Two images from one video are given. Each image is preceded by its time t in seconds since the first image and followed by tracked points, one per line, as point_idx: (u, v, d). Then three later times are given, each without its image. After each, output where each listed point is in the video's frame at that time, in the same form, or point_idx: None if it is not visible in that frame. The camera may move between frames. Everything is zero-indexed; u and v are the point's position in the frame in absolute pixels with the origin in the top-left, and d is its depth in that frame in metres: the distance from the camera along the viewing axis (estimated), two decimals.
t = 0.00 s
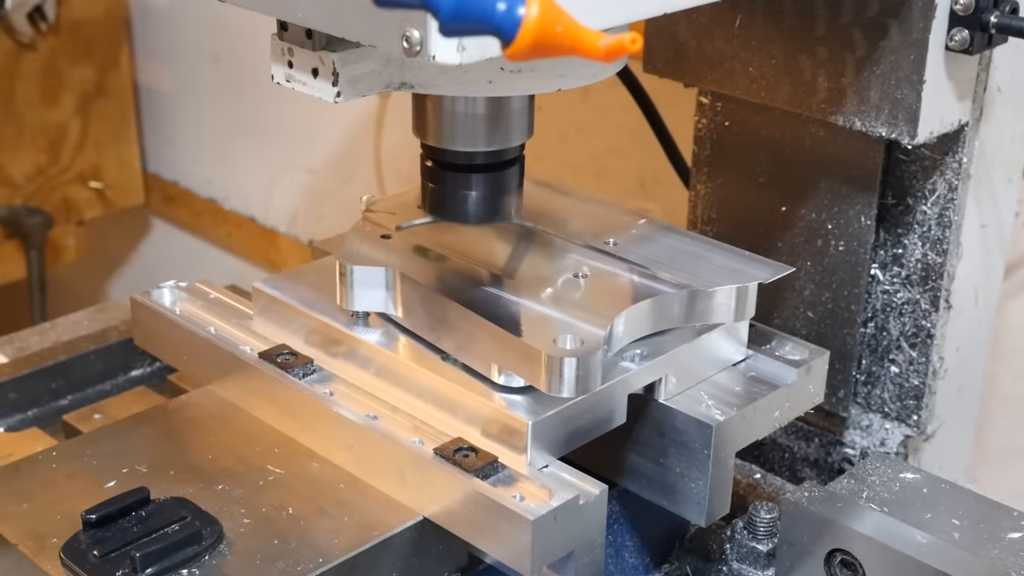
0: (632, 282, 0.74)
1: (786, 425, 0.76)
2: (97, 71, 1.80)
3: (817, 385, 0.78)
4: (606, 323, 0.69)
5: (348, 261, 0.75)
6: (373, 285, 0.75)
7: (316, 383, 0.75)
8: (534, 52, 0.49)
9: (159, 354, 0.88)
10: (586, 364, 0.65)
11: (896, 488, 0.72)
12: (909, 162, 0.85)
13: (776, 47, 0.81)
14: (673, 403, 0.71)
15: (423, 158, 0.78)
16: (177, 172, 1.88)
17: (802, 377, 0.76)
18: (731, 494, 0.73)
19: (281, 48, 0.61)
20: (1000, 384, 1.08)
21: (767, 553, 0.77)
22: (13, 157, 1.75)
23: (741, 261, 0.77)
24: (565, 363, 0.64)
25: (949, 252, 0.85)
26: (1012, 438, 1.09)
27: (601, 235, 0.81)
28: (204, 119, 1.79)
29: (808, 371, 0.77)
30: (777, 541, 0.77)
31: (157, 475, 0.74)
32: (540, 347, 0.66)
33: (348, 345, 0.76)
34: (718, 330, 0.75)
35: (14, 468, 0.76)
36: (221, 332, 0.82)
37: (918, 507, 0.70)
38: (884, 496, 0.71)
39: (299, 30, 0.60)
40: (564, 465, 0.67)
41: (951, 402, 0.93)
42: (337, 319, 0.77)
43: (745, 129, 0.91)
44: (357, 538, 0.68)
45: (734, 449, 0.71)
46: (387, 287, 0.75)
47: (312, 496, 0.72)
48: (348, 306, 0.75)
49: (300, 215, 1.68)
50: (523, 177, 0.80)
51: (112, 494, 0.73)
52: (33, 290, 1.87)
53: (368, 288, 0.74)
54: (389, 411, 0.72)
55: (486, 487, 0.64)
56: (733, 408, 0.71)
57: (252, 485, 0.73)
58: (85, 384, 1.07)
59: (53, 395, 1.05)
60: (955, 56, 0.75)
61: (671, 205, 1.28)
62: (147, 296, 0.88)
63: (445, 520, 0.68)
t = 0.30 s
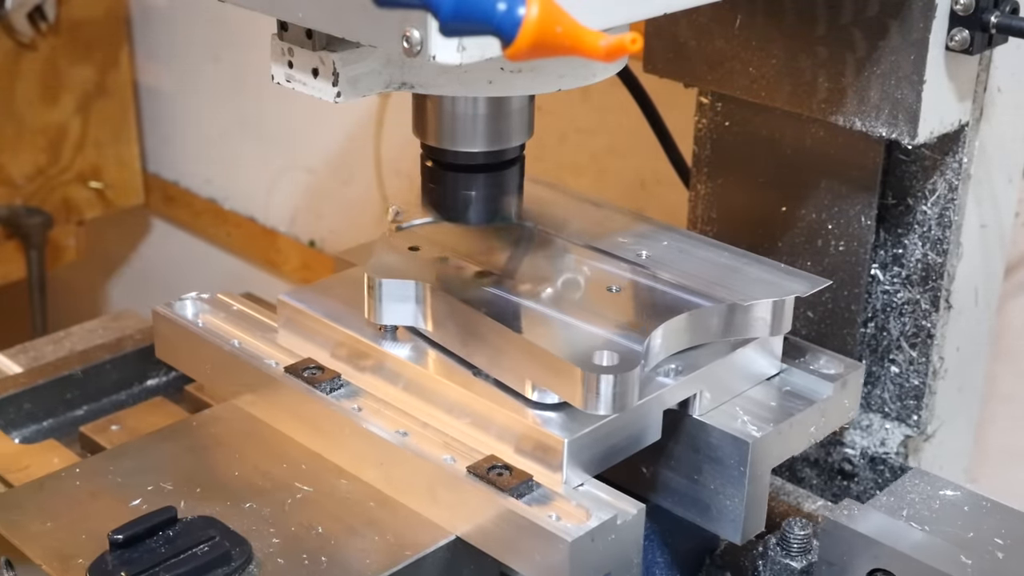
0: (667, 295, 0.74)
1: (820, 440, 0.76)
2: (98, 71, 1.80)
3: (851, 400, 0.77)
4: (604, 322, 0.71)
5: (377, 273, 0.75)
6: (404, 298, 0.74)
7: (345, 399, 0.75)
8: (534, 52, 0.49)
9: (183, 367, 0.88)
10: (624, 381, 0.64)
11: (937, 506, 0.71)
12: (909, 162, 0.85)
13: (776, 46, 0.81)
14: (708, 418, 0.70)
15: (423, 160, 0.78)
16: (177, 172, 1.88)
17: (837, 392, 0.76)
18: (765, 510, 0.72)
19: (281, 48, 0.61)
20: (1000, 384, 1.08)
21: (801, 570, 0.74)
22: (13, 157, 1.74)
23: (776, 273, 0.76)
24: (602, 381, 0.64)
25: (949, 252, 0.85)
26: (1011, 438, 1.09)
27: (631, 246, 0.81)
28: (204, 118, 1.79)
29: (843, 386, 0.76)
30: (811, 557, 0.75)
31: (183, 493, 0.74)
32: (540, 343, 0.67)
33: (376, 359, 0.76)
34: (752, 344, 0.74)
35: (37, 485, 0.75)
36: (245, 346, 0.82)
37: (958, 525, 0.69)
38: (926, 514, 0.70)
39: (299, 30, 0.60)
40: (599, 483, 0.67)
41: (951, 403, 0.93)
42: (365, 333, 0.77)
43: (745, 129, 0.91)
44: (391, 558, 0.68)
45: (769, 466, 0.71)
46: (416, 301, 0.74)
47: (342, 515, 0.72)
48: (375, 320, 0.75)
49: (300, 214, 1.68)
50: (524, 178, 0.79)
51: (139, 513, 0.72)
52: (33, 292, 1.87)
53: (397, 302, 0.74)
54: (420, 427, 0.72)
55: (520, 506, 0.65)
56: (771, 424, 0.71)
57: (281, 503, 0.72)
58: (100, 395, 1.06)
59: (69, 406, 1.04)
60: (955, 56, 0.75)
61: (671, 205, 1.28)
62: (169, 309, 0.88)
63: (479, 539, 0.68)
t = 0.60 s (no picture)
0: (704, 308, 0.73)
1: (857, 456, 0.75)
2: (98, 71, 1.80)
3: (887, 415, 0.76)
4: (604, 322, 0.72)
5: (406, 287, 0.74)
6: (433, 312, 0.74)
7: (373, 414, 0.74)
8: (535, 52, 0.49)
9: (206, 380, 0.87)
10: (662, 399, 0.63)
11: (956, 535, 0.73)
12: (908, 162, 0.85)
13: (776, 46, 0.81)
14: (744, 434, 0.69)
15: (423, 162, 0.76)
16: (177, 172, 1.89)
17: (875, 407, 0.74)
18: (802, 529, 0.71)
19: (281, 48, 0.61)
20: (1001, 385, 1.07)
21: None
22: (13, 156, 1.75)
23: (812, 286, 0.75)
24: (640, 398, 0.63)
25: (949, 252, 0.85)
26: (1011, 437, 1.09)
27: (667, 258, 0.80)
28: (204, 118, 1.79)
29: (880, 401, 0.75)
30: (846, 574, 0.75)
31: (207, 512, 0.72)
32: (542, 341, 0.69)
33: (404, 374, 0.75)
34: (787, 359, 0.73)
35: (61, 502, 0.73)
36: (269, 359, 0.81)
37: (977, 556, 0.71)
38: (967, 532, 0.75)
39: (299, 30, 0.60)
40: (636, 501, 0.66)
41: (952, 402, 0.93)
42: (393, 348, 0.76)
43: (745, 128, 0.91)
44: None
45: (807, 483, 0.69)
46: (445, 314, 0.74)
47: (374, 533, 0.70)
48: (404, 334, 0.74)
49: (300, 214, 1.68)
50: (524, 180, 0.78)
51: (167, 532, 0.70)
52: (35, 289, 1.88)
53: (425, 316, 0.74)
54: (450, 444, 0.71)
55: (557, 526, 0.64)
56: (809, 440, 0.69)
57: (310, 522, 0.71)
58: (116, 404, 1.05)
59: (85, 416, 1.03)
60: (956, 55, 0.75)
61: (671, 205, 1.28)
62: (193, 322, 0.88)
63: (513, 559, 0.66)
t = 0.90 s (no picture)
0: (742, 324, 0.72)
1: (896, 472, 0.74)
2: (98, 71, 1.80)
3: (927, 431, 0.75)
4: (606, 323, 0.72)
5: (437, 301, 0.74)
6: (464, 325, 0.73)
7: (402, 430, 0.73)
8: (535, 52, 0.49)
9: (227, 393, 0.86)
10: (703, 417, 0.62)
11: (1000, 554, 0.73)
12: (908, 162, 0.85)
13: (776, 46, 0.81)
14: (781, 451, 0.69)
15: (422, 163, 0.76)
16: (177, 172, 1.89)
17: (914, 423, 0.74)
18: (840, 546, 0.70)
19: (282, 48, 0.61)
20: (1001, 386, 1.07)
21: None
22: (13, 156, 1.75)
23: (851, 300, 0.74)
24: (679, 417, 0.62)
25: (949, 252, 0.86)
26: (1011, 438, 1.09)
27: (699, 270, 0.78)
28: (204, 118, 1.79)
29: (920, 417, 0.74)
30: None
31: (232, 531, 0.71)
32: (543, 337, 0.70)
33: (433, 389, 0.74)
34: (824, 374, 0.72)
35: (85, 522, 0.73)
36: (293, 372, 0.81)
37: None
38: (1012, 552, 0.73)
39: (300, 30, 0.60)
40: (673, 521, 0.66)
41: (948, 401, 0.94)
42: (422, 362, 0.75)
43: (745, 128, 0.91)
44: None
45: (846, 501, 0.69)
46: (478, 328, 0.73)
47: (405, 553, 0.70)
48: (434, 348, 0.74)
49: (300, 215, 1.68)
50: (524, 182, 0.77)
51: (194, 552, 0.70)
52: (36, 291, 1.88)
53: (457, 329, 0.73)
54: (482, 461, 0.71)
55: (595, 548, 0.64)
56: (849, 457, 0.69)
57: (340, 542, 0.70)
58: (132, 414, 1.08)
59: (100, 427, 1.06)
60: (956, 55, 0.75)
61: (671, 206, 1.28)
62: (216, 334, 0.86)
63: None
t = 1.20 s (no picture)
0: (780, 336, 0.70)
1: (934, 489, 0.73)
2: (97, 71, 1.80)
3: (967, 447, 0.74)
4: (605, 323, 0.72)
5: (468, 316, 0.73)
6: (495, 341, 0.73)
7: (434, 447, 0.73)
8: (534, 51, 0.49)
9: (253, 408, 0.85)
10: (745, 435, 0.60)
11: None
12: (908, 162, 0.85)
13: (776, 47, 0.81)
14: (821, 468, 0.69)
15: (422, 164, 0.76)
16: (177, 171, 1.89)
17: (954, 439, 0.73)
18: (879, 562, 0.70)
19: (281, 48, 0.61)
20: (1001, 384, 1.07)
21: None
22: (13, 156, 1.74)
23: (894, 314, 0.71)
24: (721, 436, 0.60)
25: (949, 252, 0.86)
26: (1013, 438, 1.09)
27: (734, 283, 0.76)
28: (204, 119, 1.78)
29: (960, 433, 0.73)
30: None
31: (259, 551, 0.72)
32: (551, 337, 0.70)
33: (463, 405, 0.74)
34: (862, 392, 0.71)
35: (112, 541, 0.73)
36: (321, 386, 0.80)
37: None
38: None
39: (300, 30, 0.60)
40: (713, 541, 0.65)
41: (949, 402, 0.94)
42: (453, 377, 0.74)
43: (745, 129, 0.91)
44: None
45: (886, 518, 0.69)
46: (511, 343, 0.73)
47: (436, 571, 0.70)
48: (465, 363, 0.73)
49: (300, 214, 1.68)
50: (524, 183, 0.77)
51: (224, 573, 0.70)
52: (35, 288, 1.90)
53: (488, 344, 0.72)
54: (516, 479, 0.70)
55: (633, 569, 0.63)
56: (889, 474, 0.68)
57: (370, 561, 0.71)
58: (149, 425, 1.10)
59: (116, 438, 1.07)
60: (955, 55, 0.75)
61: (671, 205, 1.28)
62: (239, 346, 0.85)
63: None
